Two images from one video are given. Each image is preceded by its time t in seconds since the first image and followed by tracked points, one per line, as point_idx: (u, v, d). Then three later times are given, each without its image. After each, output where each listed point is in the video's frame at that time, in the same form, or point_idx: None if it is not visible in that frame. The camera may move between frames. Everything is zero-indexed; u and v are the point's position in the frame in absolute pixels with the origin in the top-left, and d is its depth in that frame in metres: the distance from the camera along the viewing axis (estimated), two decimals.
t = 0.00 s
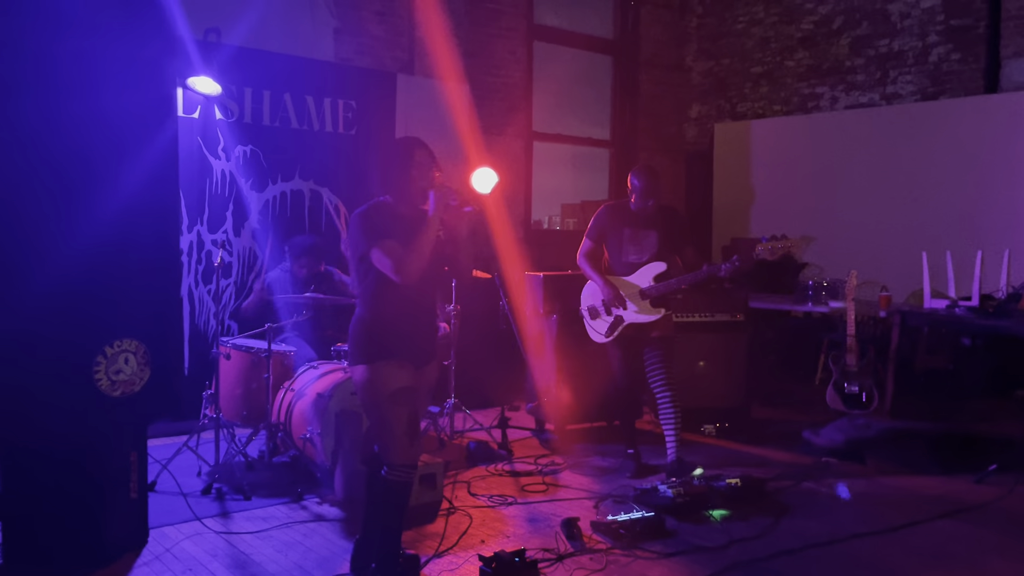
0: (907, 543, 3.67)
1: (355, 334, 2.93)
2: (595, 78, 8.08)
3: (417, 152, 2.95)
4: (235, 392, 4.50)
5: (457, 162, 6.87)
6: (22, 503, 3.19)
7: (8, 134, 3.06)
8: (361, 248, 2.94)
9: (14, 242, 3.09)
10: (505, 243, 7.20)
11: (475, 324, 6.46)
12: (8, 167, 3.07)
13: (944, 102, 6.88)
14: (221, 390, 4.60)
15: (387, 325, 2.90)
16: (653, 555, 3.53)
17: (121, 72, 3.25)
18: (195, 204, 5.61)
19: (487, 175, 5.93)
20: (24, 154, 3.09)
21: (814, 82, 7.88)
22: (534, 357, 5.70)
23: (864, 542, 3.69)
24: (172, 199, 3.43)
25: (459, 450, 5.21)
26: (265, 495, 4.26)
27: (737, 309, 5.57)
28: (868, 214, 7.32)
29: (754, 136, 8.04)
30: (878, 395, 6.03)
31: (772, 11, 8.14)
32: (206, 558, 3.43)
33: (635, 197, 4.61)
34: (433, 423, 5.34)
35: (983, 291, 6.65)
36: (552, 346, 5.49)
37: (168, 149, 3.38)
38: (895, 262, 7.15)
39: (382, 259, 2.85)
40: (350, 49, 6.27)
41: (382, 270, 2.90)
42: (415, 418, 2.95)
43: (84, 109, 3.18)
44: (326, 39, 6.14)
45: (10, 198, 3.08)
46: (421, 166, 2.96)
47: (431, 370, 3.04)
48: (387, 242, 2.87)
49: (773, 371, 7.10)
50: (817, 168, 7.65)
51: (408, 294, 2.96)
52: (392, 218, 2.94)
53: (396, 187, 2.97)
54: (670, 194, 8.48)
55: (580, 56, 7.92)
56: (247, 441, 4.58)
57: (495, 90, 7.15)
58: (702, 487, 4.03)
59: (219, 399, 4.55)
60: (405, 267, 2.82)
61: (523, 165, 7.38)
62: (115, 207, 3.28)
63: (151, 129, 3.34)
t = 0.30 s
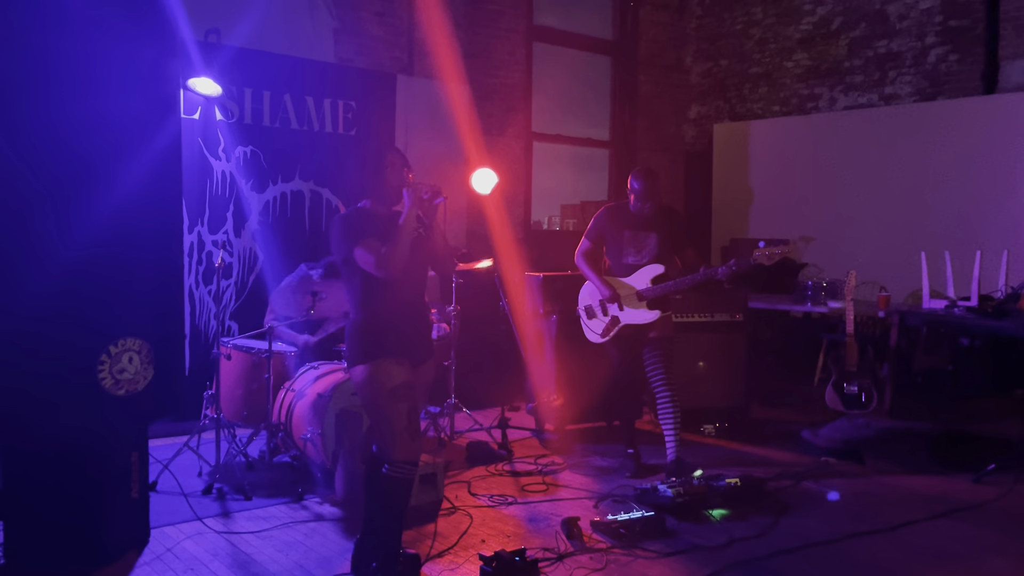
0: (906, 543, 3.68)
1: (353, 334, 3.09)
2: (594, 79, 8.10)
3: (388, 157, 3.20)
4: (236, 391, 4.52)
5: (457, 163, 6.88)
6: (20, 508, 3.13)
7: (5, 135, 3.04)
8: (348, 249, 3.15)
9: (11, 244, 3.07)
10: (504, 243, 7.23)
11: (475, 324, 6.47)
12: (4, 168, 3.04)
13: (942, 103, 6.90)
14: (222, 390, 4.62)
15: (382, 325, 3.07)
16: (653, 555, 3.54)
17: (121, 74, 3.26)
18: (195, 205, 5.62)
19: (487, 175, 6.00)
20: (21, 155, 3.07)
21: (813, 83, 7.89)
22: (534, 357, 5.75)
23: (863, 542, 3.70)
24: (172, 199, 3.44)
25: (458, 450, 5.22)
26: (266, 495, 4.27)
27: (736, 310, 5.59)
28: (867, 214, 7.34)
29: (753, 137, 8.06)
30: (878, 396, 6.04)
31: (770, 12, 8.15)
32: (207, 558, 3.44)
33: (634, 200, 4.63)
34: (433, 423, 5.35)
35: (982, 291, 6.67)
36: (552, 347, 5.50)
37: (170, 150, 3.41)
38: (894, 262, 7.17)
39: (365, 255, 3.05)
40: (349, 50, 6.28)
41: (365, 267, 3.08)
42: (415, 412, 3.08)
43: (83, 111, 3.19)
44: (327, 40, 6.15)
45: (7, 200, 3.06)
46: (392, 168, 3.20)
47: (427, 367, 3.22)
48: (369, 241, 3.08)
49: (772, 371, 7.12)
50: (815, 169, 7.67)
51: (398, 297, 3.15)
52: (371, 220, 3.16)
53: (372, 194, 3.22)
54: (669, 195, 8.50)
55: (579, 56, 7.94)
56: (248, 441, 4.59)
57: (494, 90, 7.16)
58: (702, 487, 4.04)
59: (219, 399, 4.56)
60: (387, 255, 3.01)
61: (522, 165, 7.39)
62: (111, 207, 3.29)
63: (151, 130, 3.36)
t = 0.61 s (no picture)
0: (912, 542, 3.67)
1: (356, 332, 3.12)
2: (598, 77, 8.08)
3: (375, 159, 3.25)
4: (240, 391, 4.52)
5: (460, 161, 6.87)
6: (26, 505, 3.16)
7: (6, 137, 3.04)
8: (343, 250, 3.18)
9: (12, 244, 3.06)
10: (507, 242, 7.22)
11: (479, 323, 6.47)
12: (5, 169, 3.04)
13: (948, 100, 6.87)
14: (226, 390, 4.62)
15: (384, 322, 3.09)
16: (658, 554, 3.53)
17: (123, 74, 3.26)
18: (199, 204, 5.62)
19: (490, 173, 5.98)
20: (23, 156, 3.07)
21: (817, 80, 7.86)
22: (538, 355, 5.70)
23: (868, 541, 3.69)
24: (176, 199, 3.45)
25: (463, 449, 5.21)
26: (270, 494, 4.28)
27: (740, 309, 5.59)
28: (872, 212, 7.32)
29: (757, 134, 8.04)
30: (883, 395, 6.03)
31: (775, 9, 8.12)
32: (212, 557, 3.45)
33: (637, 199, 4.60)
34: (437, 421, 5.35)
35: (988, 289, 6.64)
36: (556, 344, 5.48)
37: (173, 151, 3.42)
38: (899, 260, 7.14)
39: (361, 251, 3.08)
40: (353, 48, 6.27)
41: (362, 264, 3.11)
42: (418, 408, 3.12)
43: (86, 112, 3.19)
44: (330, 39, 6.15)
45: (8, 201, 3.05)
46: (378, 167, 3.25)
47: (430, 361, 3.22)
48: (364, 239, 3.12)
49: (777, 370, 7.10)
50: (820, 167, 7.64)
51: (401, 293, 3.15)
52: (363, 220, 3.20)
53: (362, 196, 3.27)
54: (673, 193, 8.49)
55: (583, 54, 7.92)
56: (252, 440, 4.60)
57: (497, 88, 7.15)
58: (707, 486, 4.03)
59: (224, 399, 4.57)
60: (382, 250, 3.01)
61: (525, 163, 7.38)
62: (115, 207, 3.29)
63: (154, 131, 3.36)
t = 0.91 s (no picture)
0: (914, 544, 3.67)
1: (359, 335, 3.13)
2: (599, 79, 8.09)
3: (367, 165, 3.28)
4: (243, 393, 4.52)
5: (462, 163, 6.87)
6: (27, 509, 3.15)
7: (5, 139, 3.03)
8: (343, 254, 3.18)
9: (11, 248, 3.06)
10: (509, 245, 7.23)
11: (481, 325, 6.47)
12: (4, 171, 3.03)
13: (949, 102, 6.86)
14: (229, 393, 4.63)
15: (386, 325, 3.09)
16: (659, 557, 3.53)
17: (123, 77, 3.28)
18: (201, 208, 5.63)
19: (492, 176, 6.00)
20: (23, 158, 3.07)
21: (818, 82, 7.86)
22: (539, 358, 5.72)
23: (870, 543, 3.69)
24: (176, 201, 3.48)
25: (465, 452, 5.22)
26: (273, 497, 4.28)
27: (742, 310, 5.59)
28: (874, 214, 7.31)
29: (758, 137, 8.04)
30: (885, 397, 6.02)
31: (775, 11, 8.12)
32: (214, 560, 3.45)
33: (639, 201, 4.61)
34: (439, 424, 5.35)
35: (990, 290, 6.63)
36: (557, 347, 5.49)
37: (174, 155, 3.45)
38: (902, 262, 7.14)
39: (360, 252, 3.09)
40: (354, 51, 6.29)
41: (362, 266, 3.11)
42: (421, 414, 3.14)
43: (89, 116, 3.21)
44: (331, 42, 6.16)
45: (9, 204, 3.05)
46: (373, 173, 3.29)
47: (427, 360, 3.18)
48: (362, 241, 3.13)
49: (779, 372, 7.10)
50: (821, 169, 7.64)
51: (402, 294, 3.16)
52: (360, 223, 3.22)
53: (358, 202, 3.30)
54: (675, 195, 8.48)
55: (584, 57, 7.92)
56: (254, 442, 4.60)
57: (499, 91, 7.16)
58: (708, 488, 4.03)
59: (226, 402, 4.57)
60: (381, 249, 3.02)
61: (527, 166, 7.38)
62: (117, 210, 3.31)
63: (154, 134, 3.40)
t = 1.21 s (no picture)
0: (919, 543, 3.66)
1: (364, 334, 3.14)
2: (603, 78, 8.09)
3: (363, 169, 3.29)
4: (247, 392, 4.52)
5: (465, 163, 6.89)
6: (32, 509, 3.16)
7: (6, 140, 3.03)
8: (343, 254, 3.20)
9: (14, 249, 3.06)
10: (512, 245, 7.23)
11: (485, 324, 6.48)
12: (6, 172, 3.04)
13: (952, 101, 6.85)
14: (233, 392, 4.64)
15: (391, 324, 3.10)
16: (663, 556, 3.53)
17: (126, 76, 3.27)
18: (205, 207, 5.64)
19: (496, 175, 6.05)
20: (23, 158, 3.07)
21: (821, 82, 7.83)
22: (543, 357, 5.73)
23: (875, 543, 3.68)
24: (181, 203, 3.45)
25: (469, 451, 5.22)
26: (277, 495, 4.29)
27: (746, 309, 5.59)
28: (878, 214, 7.31)
29: (760, 138, 8.12)
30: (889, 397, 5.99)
31: (779, 11, 8.12)
32: (218, 559, 3.45)
33: (642, 201, 4.64)
34: (443, 423, 5.36)
35: (994, 289, 6.61)
36: (561, 347, 5.50)
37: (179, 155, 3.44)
38: (906, 261, 7.12)
39: (359, 249, 3.13)
40: (359, 51, 6.30)
41: (363, 264, 3.15)
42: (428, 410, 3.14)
43: (92, 115, 3.21)
44: (335, 42, 6.16)
45: (10, 205, 3.05)
46: (367, 176, 3.30)
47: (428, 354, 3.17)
48: (362, 242, 3.15)
49: (783, 372, 7.09)
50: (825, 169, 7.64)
51: (405, 295, 3.16)
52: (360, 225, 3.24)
53: (354, 205, 3.34)
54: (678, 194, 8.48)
55: (588, 56, 7.93)
56: (259, 441, 4.59)
57: (504, 91, 7.12)
58: (712, 488, 4.02)
59: (231, 400, 4.58)
60: (382, 247, 3.05)
61: (531, 166, 7.38)
62: (120, 210, 3.31)
63: (159, 134, 3.37)
